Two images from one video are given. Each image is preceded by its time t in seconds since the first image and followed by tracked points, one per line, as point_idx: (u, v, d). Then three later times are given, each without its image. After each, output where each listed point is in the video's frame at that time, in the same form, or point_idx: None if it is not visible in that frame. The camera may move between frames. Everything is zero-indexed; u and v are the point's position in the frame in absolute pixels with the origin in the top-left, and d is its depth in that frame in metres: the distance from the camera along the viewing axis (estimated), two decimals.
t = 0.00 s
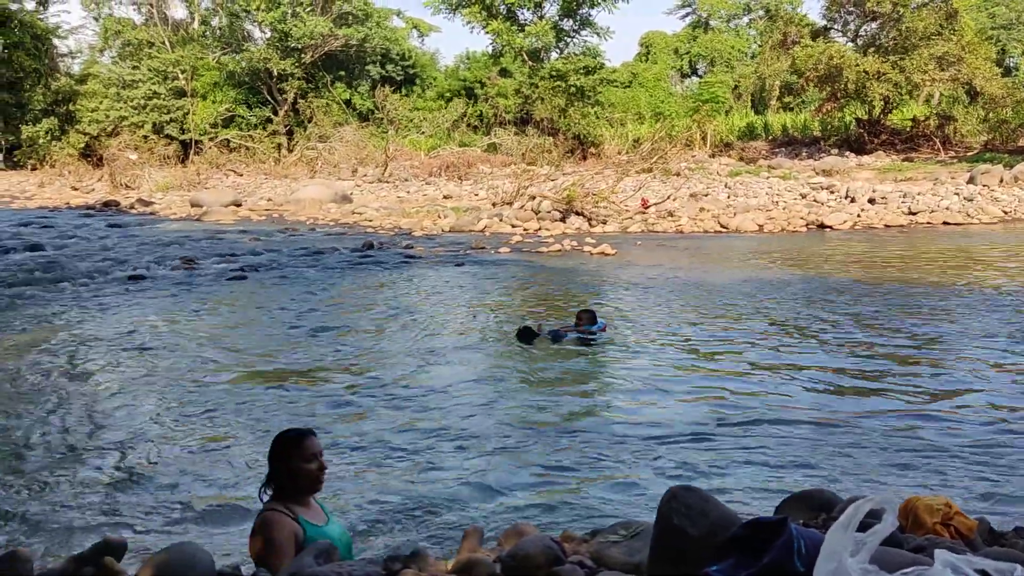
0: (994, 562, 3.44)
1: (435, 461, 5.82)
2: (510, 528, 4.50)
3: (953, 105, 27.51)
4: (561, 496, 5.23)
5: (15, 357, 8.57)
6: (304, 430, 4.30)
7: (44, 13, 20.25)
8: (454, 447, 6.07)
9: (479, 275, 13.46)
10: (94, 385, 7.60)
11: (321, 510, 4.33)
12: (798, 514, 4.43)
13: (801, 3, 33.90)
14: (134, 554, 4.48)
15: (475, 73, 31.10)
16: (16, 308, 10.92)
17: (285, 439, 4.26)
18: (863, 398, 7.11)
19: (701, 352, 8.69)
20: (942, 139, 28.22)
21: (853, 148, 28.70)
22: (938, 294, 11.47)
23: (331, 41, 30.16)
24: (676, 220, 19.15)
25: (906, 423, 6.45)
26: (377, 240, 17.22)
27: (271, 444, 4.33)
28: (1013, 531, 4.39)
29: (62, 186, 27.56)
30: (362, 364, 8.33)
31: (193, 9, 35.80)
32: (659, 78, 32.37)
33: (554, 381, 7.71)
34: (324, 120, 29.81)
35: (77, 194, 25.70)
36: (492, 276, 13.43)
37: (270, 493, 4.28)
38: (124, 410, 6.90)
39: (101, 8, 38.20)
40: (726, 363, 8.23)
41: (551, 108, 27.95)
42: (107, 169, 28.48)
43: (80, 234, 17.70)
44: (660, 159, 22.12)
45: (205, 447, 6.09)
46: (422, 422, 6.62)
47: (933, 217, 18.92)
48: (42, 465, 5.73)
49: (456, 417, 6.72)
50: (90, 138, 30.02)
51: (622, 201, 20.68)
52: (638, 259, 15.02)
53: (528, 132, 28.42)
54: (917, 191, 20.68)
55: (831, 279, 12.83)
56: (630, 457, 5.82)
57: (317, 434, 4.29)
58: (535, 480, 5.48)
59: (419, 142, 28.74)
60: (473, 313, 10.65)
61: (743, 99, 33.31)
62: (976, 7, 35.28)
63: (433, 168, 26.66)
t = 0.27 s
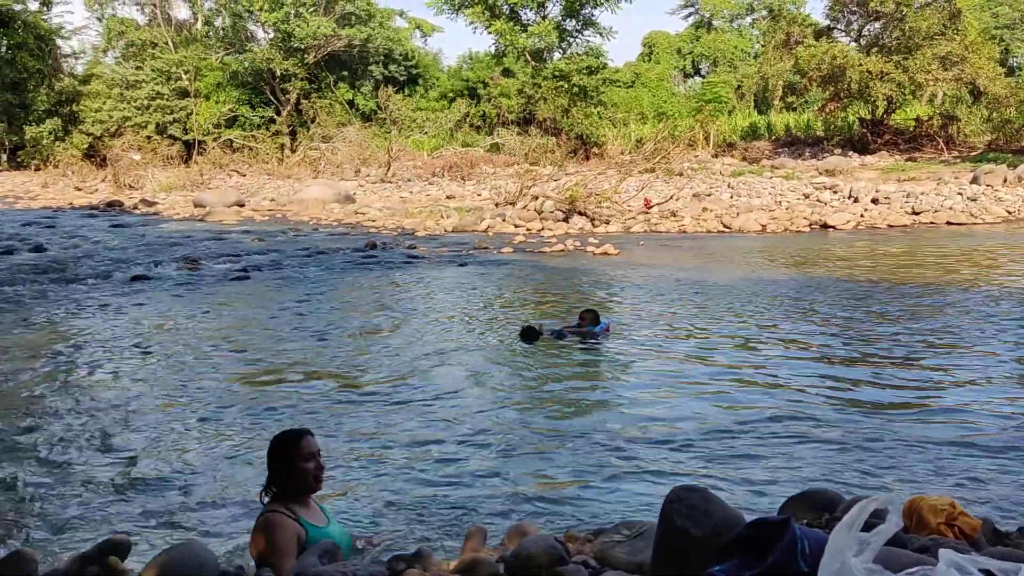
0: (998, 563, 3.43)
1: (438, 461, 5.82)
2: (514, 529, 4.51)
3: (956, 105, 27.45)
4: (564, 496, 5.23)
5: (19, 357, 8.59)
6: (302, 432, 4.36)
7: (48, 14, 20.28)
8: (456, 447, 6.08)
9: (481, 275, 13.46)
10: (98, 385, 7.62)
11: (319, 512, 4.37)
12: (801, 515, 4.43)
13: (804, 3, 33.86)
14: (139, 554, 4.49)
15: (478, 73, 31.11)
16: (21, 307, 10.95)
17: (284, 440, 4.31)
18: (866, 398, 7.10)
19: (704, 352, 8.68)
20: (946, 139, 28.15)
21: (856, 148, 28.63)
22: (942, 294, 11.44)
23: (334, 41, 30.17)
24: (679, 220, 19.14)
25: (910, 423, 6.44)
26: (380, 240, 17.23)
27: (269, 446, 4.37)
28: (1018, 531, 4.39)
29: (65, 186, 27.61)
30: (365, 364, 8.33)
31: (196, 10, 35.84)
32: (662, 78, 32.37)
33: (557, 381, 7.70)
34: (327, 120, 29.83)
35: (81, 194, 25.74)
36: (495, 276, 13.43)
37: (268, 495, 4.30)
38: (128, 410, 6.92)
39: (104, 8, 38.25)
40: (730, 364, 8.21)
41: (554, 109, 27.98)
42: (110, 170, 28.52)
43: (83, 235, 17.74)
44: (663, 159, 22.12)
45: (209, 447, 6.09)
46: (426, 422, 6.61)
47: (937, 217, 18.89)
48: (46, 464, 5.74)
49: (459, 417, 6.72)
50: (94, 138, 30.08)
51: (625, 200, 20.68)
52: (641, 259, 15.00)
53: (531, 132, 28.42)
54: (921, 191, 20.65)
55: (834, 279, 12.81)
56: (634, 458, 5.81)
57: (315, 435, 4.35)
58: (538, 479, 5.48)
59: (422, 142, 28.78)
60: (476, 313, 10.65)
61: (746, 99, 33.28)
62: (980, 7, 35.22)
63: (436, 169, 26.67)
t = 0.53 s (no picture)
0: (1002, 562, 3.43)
1: (440, 461, 5.81)
2: (517, 529, 4.50)
3: (959, 105, 27.43)
4: (566, 496, 5.23)
5: (22, 357, 8.60)
6: (296, 433, 4.35)
7: (50, 14, 20.31)
8: (459, 447, 6.07)
9: (484, 275, 13.47)
10: (100, 384, 7.62)
11: (321, 511, 4.36)
12: (805, 515, 4.42)
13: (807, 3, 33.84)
14: (141, 554, 4.49)
15: (480, 73, 31.13)
16: (24, 307, 10.97)
17: (278, 443, 4.31)
18: (869, 398, 7.09)
19: (706, 352, 8.67)
20: (949, 139, 28.04)
21: (859, 148, 28.69)
22: (945, 294, 11.43)
23: (337, 42, 30.21)
24: (681, 220, 19.14)
25: (913, 423, 6.43)
26: (383, 240, 17.24)
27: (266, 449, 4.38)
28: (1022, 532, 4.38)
29: (68, 186, 27.63)
30: (367, 363, 8.33)
31: (199, 10, 35.86)
32: (665, 78, 32.36)
33: (559, 381, 7.69)
34: (330, 120, 29.86)
35: (84, 194, 25.77)
36: (497, 276, 13.43)
37: (269, 497, 4.30)
38: (130, 410, 6.92)
39: (107, 9, 38.28)
40: (733, 364, 8.19)
41: (556, 109, 28.02)
42: (113, 170, 28.55)
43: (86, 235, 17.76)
44: (665, 159, 22.12)
45: (211, 447, 6.10)
46: (427, 421, 6.62)
47: (940, 217, 18.88)
48: (49, 465, 5.74)
49: (461, 416, 6.72)
50: (97, 138, 30.10)
51: (627, 200, 20.67)
52: (643, 259, 15.01)
53: (533, 132, 28.42)
54: (924, 191, 20.64)
55: (836, 279, 12.80)
56: (637, 459, 5.80)
57: (309, 435, 4.33)
58: (540, 479, 5.48)
59: (425, 142, 28.84)
60: (478, 314, 10.65)
61: (748, 99, 33.27)
62: (983, 7, 35.20)
63: (438, 169, 26.70)
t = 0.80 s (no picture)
0: (1004, 563, 3.43)
1: (443, 461, 5.81)
2: (519, 529, 4.51)
3: (962, 104, 27.37)
4: (568, 497, 5.22)
5: (24, 357, 8.60)
6: (299, 433, 4.40)
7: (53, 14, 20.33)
8: (460, 447, 6.07)
9: (486, 275, 13.47)
10: (103, 384, 7.63)
11: (321, 514, 4.37)
12: (807, 515, 4.42)
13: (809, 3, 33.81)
14: (143, 554, 4.49)
15: (482, 73, 31.14)
16: (26, 308, 10.98)
17: (281, 443, 4.36)
18: (870, 398, 7.08)
19: (709, 352, 8.66)
20: (952, 138, 27.96)
21: (861, 147, 28.68)
22: (948, 294, 11.43)
23: (339, 42, 30.21)
24: (684, 220, 19.12)
25: (914, 423, 6.42)
26: (385, 240, 17.24)
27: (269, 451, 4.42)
28: None
29: (71, 186, 27.64)
30: (368, 363, 8.33)
31: (201, 10, 35.85)
32: (667, 78, 32.37)
33: (561, 381, 7.69)
34: (332, 120, 29.85)
35: (86, 194, 25.78)
36: (499, 276, 13.42)
37: (270, 499, 4.33)
38: (133, 409, 6.93)
39: (110, 9, 38.30)
40: (735, 364, 8.18)
41: (558, 109, 27.99)
42: (115, 170, 28.55)
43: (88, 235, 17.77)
44: (668, 159, 22.11)
45: (213, 446, 6.10)
46: (429, 421, 6.62)
47: (942, 216, 18.87)
48: (52, 464, 5.74)
49: (463, 417, 6.71)
50: (99, 139, 30.10)
51: (630, 200, 20.66)
52: (645, 259, 15.01)
53: (535, 132, 28.42)
54: (926, 191, 20.63)
55: (839, 279, 12.78)
56: (639, 458, 5.80)
57: (311, 435, 4.38)
58: (541, 480, 5.48)
59: (427, 143, 28.89)
60: (480, 313, 10.64)
61: (751, 99, 33.24)
62: (986, 6, 35.17)
63: (440, 169, 26.68)
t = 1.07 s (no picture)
0: (1008, 562, 3.42)
1: (445, 461, 5.81)
2: (521, 528, 4.51)
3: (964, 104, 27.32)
4: (569, 496, 5.21)
5: (26, 356, 8.60)
6: (303, 434, 4.40)
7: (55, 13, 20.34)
8: (462, 447, 6.06)
9: (488, 275, 13.46)
10: (106, 384, 7.63)
11: (322, 513, 4.38)
12: (809, 514, 4.42)
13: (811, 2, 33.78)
14: (146, 554, 4.49)
15: (484, 73, 31.12)
16: (28, 307, 10.99)
17: (283, 443, 4.36)
18: (872, 399, 7.05)
19: (711, 352, 8.64)
20: (954, 138, 27.88)
21: (863, 147, 28.66)
22: (951, 294, 11.40)
23: (341, 42, 30.22)
24: (685, 219, 19.12)
25: (917, 424, 6.40)
26: (387, 240, 17.23)
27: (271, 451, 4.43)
28: None
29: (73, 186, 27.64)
30: (369, 364, 8.31)
31: (203, 10, 35.85)
32: (669, 78, 32.39)
33: (563, 381, 7.67)
34: (334, 120, 29.85)
35: (88, 194, 25.79)
36: (500, 276, 13.40)
37: (271, 497, 4.34)
38: (135, 409, 6.93)
39: (112, 8, 38.32)
40: (738, 365, 8.16)
41: (560, 108, 27.97)
42: (117, 170, 28.56)
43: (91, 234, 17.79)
44: (670, 159, 22.10)
45: (215, 446, 6.10)
46: (431, 421, 6.61)
47: (945, 216, 18.86)
48: (54, 464, 5.75)
49: (464, 417, 6.70)
50: (101, 139, 30.11)
51: (632, 200, 20.67)
52: (647, 259, 15.01)
53: (537, 132, 28.40)
54: (928, 190, 20.61)
55: (840, 279, 12.76)
56: (641, 458, 5.79)
57: (314, 435, 4.38)
58: (543, 480, 5.46)
59: (428, 142, 28.94)
60: (482, 313, 10.63)
61: (753, 99, 33.21)
62: (988, 6, 35.11)
63: (442, 168, 26.68)
